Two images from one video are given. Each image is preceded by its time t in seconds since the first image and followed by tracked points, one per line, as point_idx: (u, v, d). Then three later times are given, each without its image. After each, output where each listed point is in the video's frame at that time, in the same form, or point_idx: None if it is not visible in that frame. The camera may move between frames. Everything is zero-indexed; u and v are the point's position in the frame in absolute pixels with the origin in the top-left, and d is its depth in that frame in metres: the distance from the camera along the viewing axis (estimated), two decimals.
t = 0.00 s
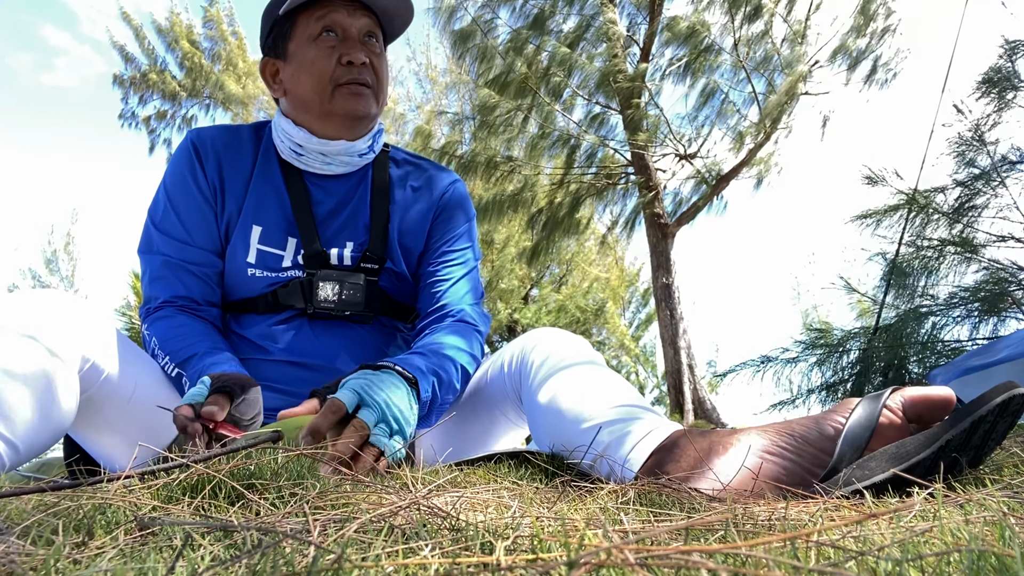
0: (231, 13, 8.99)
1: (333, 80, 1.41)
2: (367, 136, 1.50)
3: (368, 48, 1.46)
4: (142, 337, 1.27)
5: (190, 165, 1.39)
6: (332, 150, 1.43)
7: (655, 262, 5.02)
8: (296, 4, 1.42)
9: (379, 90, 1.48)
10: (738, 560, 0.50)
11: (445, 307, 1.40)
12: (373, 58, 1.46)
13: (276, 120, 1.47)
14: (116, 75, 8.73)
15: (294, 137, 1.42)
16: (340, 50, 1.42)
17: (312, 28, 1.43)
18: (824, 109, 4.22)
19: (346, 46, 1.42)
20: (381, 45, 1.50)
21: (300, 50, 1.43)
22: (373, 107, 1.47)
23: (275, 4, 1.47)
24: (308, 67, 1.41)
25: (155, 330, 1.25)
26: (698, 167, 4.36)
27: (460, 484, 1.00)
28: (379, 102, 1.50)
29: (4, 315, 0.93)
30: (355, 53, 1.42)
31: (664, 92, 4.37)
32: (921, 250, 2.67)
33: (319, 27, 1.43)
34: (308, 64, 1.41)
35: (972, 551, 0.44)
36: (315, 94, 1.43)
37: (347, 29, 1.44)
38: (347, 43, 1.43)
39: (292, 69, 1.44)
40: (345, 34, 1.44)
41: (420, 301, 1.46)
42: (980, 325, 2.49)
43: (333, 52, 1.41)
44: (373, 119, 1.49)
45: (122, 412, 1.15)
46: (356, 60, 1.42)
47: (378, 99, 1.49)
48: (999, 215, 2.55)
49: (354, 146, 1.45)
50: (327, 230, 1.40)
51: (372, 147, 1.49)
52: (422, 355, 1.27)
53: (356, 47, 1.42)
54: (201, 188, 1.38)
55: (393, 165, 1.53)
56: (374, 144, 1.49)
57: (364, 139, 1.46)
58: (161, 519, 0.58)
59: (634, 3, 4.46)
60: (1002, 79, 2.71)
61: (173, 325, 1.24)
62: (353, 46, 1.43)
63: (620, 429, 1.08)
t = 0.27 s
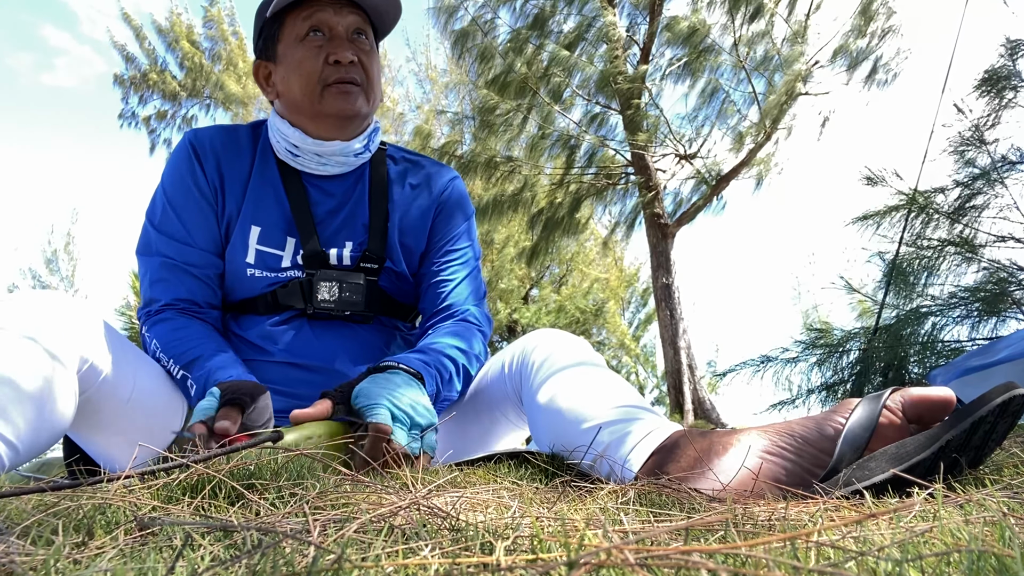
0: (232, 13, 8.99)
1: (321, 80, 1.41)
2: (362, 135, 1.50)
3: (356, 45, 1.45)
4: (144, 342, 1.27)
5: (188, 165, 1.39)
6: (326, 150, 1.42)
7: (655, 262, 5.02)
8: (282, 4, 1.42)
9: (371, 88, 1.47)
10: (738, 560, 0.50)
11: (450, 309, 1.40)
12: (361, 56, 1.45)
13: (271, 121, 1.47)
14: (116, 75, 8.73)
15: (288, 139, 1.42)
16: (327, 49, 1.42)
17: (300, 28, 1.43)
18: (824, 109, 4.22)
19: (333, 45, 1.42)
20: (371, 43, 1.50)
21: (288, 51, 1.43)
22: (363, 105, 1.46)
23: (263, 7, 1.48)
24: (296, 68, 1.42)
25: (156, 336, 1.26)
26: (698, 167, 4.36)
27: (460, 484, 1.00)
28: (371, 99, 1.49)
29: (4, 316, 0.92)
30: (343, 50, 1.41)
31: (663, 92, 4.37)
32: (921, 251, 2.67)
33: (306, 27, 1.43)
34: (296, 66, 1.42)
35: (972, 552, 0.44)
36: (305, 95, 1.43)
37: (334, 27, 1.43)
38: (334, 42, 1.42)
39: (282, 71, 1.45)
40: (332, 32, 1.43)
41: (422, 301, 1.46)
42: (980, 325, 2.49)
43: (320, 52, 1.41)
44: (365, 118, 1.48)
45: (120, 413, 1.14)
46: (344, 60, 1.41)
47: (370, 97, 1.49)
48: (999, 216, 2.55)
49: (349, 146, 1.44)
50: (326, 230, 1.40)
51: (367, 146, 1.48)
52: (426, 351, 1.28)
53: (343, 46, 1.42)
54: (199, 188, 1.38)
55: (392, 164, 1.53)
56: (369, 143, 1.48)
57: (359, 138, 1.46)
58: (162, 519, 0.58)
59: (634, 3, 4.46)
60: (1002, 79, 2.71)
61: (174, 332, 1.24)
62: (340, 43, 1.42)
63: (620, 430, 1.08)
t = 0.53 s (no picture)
0: (232, 13, 8.99)
1: (308, 80, 1.41)
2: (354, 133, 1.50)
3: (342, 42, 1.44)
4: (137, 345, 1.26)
5: (179, 171, 1.40)
6: (317, 150, 1.43)
7: (655, 262, 5.03)
8: (267, 4, 1.42)
9: (360, 85, 1.46)
10: (739, 560, 0.50)
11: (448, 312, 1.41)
12: (349, 53, 1.44)
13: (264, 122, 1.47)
14: (116, 75, 8.73)
15: (280, 140, 1.43)
16: (312, 49, 1.41)
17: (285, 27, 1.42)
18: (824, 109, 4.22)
19: (318, 44, 1.41)
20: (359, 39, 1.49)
21: (275, 51, 1.43)
22: (352, 103, 1.45)
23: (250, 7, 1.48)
24: (282, 68, 1.41)
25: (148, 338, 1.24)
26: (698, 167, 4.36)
27: (460, 484, 1.00)
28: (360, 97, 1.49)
29: None
30: (328, 49, 1.41)
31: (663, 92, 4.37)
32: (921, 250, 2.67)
33: (291, 27, 1.42)
34: (282, 66, 1.42)
35: (971, 551, 0.44)
36: (292, 95, 1.43)
37: (319, 25, 1.43)
38: (319, 40, 1.42)
39: (270, 72, 1.45)
40: (317, 31, 1.43)
41: (420, 301, 1.46)
42: (980, 325, 2.49)
43: (305, 51, 1.40)
44: (355, 116, 1.48)
45: (116, 415, 1.13)
46: (330, 58, 1.41)
47: (360, 94, 1.48)
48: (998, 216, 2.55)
49: (340, 145, 1.45)
50: (321, 229, 1.40)
51: (359, 144, 1.48)
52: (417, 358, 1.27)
53: (328, 44, 1.41)
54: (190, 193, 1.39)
55: (386, 161, 1.53)
56: (361, 142, 1.49)
57: (351, 137, 1.46)
58: (162, 519, 0.58)
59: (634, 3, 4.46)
60: (1002, 79, 2.71)
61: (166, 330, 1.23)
62: (325, 42, 1.41)
63: (620, 430, 1.08)
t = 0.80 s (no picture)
0: (232, 13, 9.00)
1: (310, 80, 1.41)
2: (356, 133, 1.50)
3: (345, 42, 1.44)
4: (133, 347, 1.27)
5: (177, 173, 1.40)
6: (320, 150, 1.43)
7: (655, 262, 5.03)
8: (269, 4, 1.42)
9: (362, 84, 1.46)
10: (738, 561, 0.50)
11: (442, 309, 1.39)
12: (351, 52, 1.44)
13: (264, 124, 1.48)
14: (116, 75, 8.73)
15: (281, 141, 1.43)
16: (314, 49, 1.41)
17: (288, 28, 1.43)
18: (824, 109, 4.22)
19: (320, 44, 1.41)
20: (361, 38, 1.48)
21: (277, 52, 1.43)
22: (354, 103, 1.45)
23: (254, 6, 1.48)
24: (284, 68, 1.42)
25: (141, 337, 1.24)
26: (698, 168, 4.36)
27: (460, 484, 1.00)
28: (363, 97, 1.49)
29: None
30: (330, 49, 1.41)
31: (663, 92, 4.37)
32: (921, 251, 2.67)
33: (293, 26, 1.43)
34: (284, 66, 1.42)
35: (971, 552, 0.44)
36: (295, 96, 1.43)
37: (321, 25, 1.43)
38: (321, 42, 1.42)
39: (273, 72, 1.45)
40: (319, 31, 1.43)
41: (418, 299, 1.46)
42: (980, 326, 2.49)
43: (307, 52, 1.41)
44: (358, 115, 1.48)
45: (114, 416, 1.12)
46: (332, 59, 1.41)
47: (363, 94, 1.48)
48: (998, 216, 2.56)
49: (343, 145, 1.45)
50: (322, 228, 1.40)
51: (361, 145, 1.48)
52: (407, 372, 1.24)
53: (330, 44, 1.41)
54: (189, 194, 1.39)
55: (388, 160, 1.53)
56: (363, 142, 1.48)
57: (353, 137, 1.46)
58: (162, 520, 0.58)
59: (634, 3, 4.46)
60: (1002, 79, 2.71)
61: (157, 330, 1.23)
62: (327, 42, 1.41)
63: (620, 430, 1.08)
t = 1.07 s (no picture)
0: (232, 14, 9.01)
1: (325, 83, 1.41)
2: (368, 137, 1.50)
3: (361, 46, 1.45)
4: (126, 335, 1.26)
5: (187, 171, 1.40)
6: (332, 153, 1.43)
7: (655, 263, 5.03)
8: (288, 6, 1.42)
9: (377, 89, 1.47)
10: (738, 561, 0.50)
11: (439, 309, 1.39)
12: (367, 57, 1.45)
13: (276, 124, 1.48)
14: (116, 76, 8.73)
15: (293, 144, 1.43)
16: (331, 53, 1.42)
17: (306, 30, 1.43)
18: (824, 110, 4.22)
19: (337, 49, 1.42)
20: (377, 43, 1.49)
21: (295, 53, 1.43)
22: (369, 107, 1.46)
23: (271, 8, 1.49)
24: (299, 70, 1.42)
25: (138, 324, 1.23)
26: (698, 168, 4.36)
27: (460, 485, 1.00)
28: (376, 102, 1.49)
29: None
30: (348, 52, 1.42)
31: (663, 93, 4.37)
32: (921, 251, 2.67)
33: (311, 29, 1.43)
34: (300, 68, 1.42)
35: (971, 552, 0.44)
36: (308, 99, 1.43)
37: (339, 28, 1.43)
38: (338, 46, 1.42)
39: (288, 73, 1.45)
40: (337, 35, 1.43)
41: (419, 300, 1.46)
42: (980, 326, 2.49)
43: (325, 55, 1.41)
44: (371, 120, 1.49)
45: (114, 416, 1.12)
46: (349, 62, 1.42)
47: (377, 99, 1.49)
48: (998, 217, 2.55)
49: (355, 148, 1.45)
50: (330, 231, 1.40)
51: (372, 149, 1.48)
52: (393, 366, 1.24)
53: (347, 49, 1.42)
54: (197, 193, 1.39)
55: (397, 165, 1.53)
56: (374, 146, 1.49)
57: (364, 141, 1.47)
58: (162, 520, 0.58)
59: (634, 4, 4.46)
60: (1002, 80, 2.71)
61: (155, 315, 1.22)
62: (345, 45, 1.42)
63: (620, 431, 1.08)
